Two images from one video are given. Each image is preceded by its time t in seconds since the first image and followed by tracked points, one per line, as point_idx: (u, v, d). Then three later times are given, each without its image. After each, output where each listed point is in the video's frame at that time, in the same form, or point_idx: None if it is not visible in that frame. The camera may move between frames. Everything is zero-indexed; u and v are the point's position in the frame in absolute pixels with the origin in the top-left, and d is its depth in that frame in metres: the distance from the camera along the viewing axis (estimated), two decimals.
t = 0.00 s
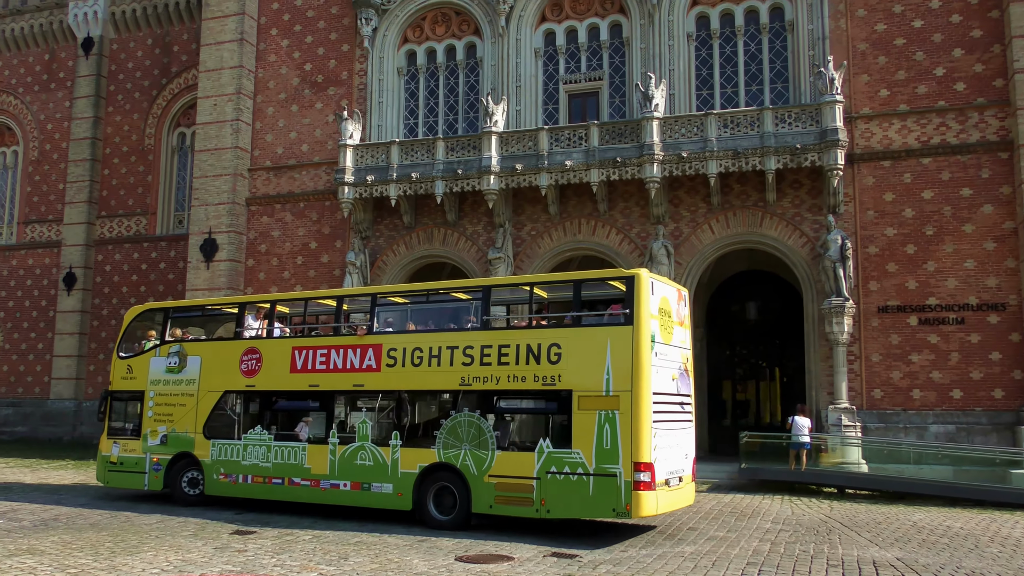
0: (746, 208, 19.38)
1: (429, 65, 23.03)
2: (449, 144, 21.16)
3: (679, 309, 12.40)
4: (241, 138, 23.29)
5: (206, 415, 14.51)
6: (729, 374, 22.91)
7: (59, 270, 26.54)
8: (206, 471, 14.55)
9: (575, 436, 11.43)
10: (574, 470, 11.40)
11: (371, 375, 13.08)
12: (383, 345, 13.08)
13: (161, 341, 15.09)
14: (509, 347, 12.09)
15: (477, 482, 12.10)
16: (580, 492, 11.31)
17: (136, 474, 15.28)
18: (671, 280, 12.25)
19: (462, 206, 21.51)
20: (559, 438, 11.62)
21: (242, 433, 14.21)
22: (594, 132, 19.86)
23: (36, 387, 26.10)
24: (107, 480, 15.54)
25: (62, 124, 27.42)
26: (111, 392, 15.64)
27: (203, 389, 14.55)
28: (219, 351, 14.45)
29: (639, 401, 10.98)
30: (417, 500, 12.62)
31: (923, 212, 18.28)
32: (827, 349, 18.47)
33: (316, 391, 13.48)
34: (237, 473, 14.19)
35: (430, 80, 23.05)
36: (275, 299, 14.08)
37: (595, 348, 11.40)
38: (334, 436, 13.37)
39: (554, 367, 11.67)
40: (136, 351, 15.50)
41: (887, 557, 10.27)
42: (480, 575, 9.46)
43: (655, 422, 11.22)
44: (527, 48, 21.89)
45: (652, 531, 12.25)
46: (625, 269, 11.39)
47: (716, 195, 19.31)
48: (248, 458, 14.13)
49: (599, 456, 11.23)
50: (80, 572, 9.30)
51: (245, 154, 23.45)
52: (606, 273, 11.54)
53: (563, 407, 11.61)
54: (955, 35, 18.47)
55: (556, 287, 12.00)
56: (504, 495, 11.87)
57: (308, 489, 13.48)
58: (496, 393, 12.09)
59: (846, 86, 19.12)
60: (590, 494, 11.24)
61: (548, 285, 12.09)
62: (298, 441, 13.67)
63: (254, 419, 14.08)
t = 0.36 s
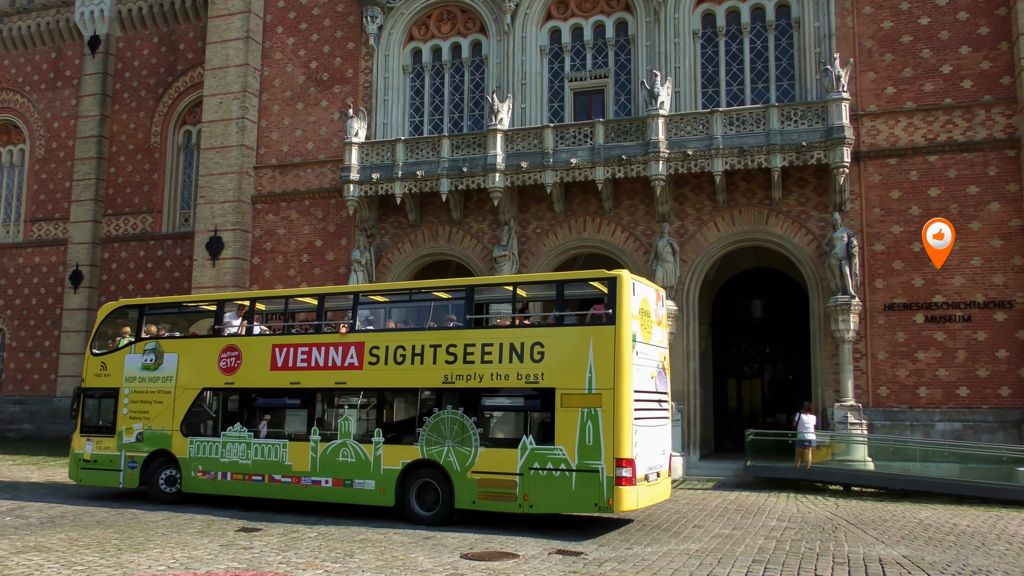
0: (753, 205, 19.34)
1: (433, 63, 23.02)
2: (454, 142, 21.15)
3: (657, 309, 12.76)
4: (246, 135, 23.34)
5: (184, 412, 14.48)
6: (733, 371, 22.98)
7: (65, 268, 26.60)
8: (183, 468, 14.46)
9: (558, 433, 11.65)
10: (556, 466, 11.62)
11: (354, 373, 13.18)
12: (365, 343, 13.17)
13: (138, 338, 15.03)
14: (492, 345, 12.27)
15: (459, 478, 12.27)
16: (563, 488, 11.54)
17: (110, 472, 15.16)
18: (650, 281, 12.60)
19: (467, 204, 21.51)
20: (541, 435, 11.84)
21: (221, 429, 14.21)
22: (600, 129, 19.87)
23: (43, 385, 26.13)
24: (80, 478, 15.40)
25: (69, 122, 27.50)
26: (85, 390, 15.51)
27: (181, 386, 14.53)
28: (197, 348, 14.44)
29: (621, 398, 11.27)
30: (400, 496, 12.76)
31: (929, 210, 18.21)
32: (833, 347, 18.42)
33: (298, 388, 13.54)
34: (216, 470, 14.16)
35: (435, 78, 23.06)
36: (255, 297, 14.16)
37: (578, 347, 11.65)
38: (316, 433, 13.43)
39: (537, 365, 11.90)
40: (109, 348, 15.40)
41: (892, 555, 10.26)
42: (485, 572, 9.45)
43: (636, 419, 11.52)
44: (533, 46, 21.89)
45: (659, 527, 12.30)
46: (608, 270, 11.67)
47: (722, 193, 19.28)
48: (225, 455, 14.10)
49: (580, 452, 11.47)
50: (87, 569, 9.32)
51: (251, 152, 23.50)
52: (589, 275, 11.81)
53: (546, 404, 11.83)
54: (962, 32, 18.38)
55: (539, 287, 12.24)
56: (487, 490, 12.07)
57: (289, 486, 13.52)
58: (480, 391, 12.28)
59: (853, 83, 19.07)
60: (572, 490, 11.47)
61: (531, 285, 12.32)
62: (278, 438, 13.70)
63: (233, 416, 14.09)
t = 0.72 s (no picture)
0: (753, 205, 19.34)
1: (433, 62, 23.02)
2: (454, 140, 21.14)
3: (626, 309, 13.17)
4: (247, 134, 23.33)
5: (149, 411, 14.42)
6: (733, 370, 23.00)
7: (64, 266, 26.57)
8: (149, 468, 14.39)
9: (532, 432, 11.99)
10: (531, 463, 11.99)
11: (326, 372, 13.29)
12: (339, 342, 13.29)
13: (101, 336, 14.92)
14: (467, 345, 12.52)
15: (434, 476, 12.55)
16: (537, 485, 11.91)
17: (70, 472, 15.00)
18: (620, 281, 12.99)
19: (467, 203, 21.51)
20: (516, 433, 12.17)
21: (188, 428, 14.17)
22: (600, 128, 19.87)
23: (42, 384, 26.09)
24: (39, 478, 15.22)
25: (68, 120, 27.49)
26: (43, 389, 15.33)
27: (146, 384, 14.45)
28: (164, 347, 14.39)
29: (594, 398, 11.68)
30: (373, 494, 12.94)
31: (929, 210, 18.21)
32: (832, 347, 18.40)
33: (269, 386, 13.57)
34: (184, 470, 14.13)
35: (436, 76, 23.05)
36: (225, 295, 14.19)
37: (552, 347, 11.99)
38: (288, 432, 13.52)
39: (511, 365, 12.20)
40: (70, 346, 15.24)
41: (891, 555, 10.26)
42: (484, 571, 9.45)
43: (608, 417, 11.94)
44: (533, 45, 21.88)
45: (658, 526, 12.30)
46: (581, 273, 12.05)
47: (722, 192, 19.28)
48: (194, 455, 14.07)
49: (555, 450, 11.84)
50: (86, 568, 9.30)
51: (251, 150, 23.49)
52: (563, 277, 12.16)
53: (520, 403, 12.15)
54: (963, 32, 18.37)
55: (512, 289, 12.56)
56: (462, 487, 12.37)
57: (261, 484, 13.57)
58: (456, 389, 12.54)
59: (853, 83, 19.07)
60: (546, 487, 11.85)
61: (504, 287, 12.63)
62: (249, 437, 13.76)
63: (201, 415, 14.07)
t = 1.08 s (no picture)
0: (754, 205, 19.34)
1: (434, 61, 23.02)
2: (455, 140, 21.14)
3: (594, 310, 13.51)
4: (248, 133, 23.33)
5: (111, 411, 14.27)
6: (732, 370, 22.99)
7: (65, 265, 26.56)
8: (112, 469, 14.27)
9: (507, 430, 12.34)
10: (506, 460, 12.34)
11: (298, 372, 13.38)
12: (311, 342, 13.39)
13: (59, 335, 14.71)
14: (441, 345, 12.76)
15: (409, 474, 12.76)
16: (512, 481, 12.28)
17: (28, 474, 14.82)
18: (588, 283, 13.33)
19: (467, 202, 21.51)
20: (490, 431, 12.48)
21: (153, 429, 14.08)
22: (601, 128, 19.88)
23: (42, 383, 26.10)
24: None
25: (69, 119, 27.49)
26: None
27: (108, 384, 14.30)
28: (127, 347, 14.26)
29: (568, 397, 12.07)
30: (347, 492, 13.10)
31: (930, 211, 18.21)
32: (833, 347, 18.39)
33: (239, 385, 13.60)
34: (149, 471, 14.04)
35: (437, 76, 23.04)
36: (192, 294, 14.12)
37: (526, 348, 12.31)
38: (258, 431, 13.54)
39: (485, 365, 12.50)
40: (25, 346, 15.00)
41: (890, 555, 10.26)
42: (483, 571, 9.45)
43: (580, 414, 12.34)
44: (535, 45, 21.87)
45: (656, 526, 12.31)
46: (554, 275, 12.38)
47: (722, 192, 19.28)
48: (160, 455, 13.99)
49: (529, 447, 12.22)
50: (86, 567, 9.31)
51: (252, 150, 23.50)
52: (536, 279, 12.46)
53: (495, 402, 12.47)
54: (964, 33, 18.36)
55: (485, 290, 12.84)
56: (437, 485, 12.64)
57: (232, 484, 13.58)
58: (430, 388, 12.75)
59: (854, 83, 19.05)
60: (520, 483, 12.22)
61: (476, 288, 12.90)
62: (218, 437, 13.74)
63: (168, 415, 14.00)
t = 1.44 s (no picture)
0: (754, 203, 19.33)
1: (435, 59, 22.99)
2: (456, 137, 21.13)
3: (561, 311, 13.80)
4: (249, 131, 23.32)
5: (73, 409, 13.98)
6: (733, 369, 22.94)
7: (65, 262, 26.55)
8: (73, 468, 13.94)
9: (482, 426, 12.60)
10: (481, 456, 12.60)
11: (270, 369, 13.35)
12: (284, 339, 13.39)
13: (16, 332, 14.38)
14: (417, 343, 12.93)
15: (383, 471, 12.87)
16: (487, 476, 12.53)
17: None
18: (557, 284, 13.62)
19: (468, 200, 21.49)
20: (466, 428, 12.71)
21: (117, 427, 13.86)
22: (602, 127, 19.87)
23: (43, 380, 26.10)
24: None
25: (70, 116, 27.48)
26: None
27: (69, 381, 14.02)
28: (90, 343, 14.01)
29: (542, 396, 12.40)
30: (320, 489, 13.13)
31: (931, 209, 18.20)
32: (834, 346, 18.38)
33: (209, 382, 13.51)
34: (113, 469, 13.81)
35: (438, 73, 23.02)
36: (159, 290, 13.96)
37: (502, 347, 12.58)
38: (229, 429, 13.45)
39: (461, 363, 12.74)
40: None
41: (892, 554, 10.26)
42: (485, 569, 9.46)
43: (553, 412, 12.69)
44: (536, 42, 21.84)
45: (658, 523, 12.31)
46: (529, 276, 12.68)
47: (723, 191, 19.27)
48: (125, 454, 13.78)
49: (504, 443, 12.51)
50: (87, 564, 9.32)
51: (253, 147, 23.48)
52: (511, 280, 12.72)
53: (470, 400, 12.70)
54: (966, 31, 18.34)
55: (460, 290, 13.06)
56: (412, 481, 12.78)
57: (201, 482, 13.46)
58: (406, 386, 12.92)
59: (855, 81, 19.04)
60: (495, 478, 12.48)
61: (450, 288, 13.09)
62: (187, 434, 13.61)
63: (134, 413, 13.82)
